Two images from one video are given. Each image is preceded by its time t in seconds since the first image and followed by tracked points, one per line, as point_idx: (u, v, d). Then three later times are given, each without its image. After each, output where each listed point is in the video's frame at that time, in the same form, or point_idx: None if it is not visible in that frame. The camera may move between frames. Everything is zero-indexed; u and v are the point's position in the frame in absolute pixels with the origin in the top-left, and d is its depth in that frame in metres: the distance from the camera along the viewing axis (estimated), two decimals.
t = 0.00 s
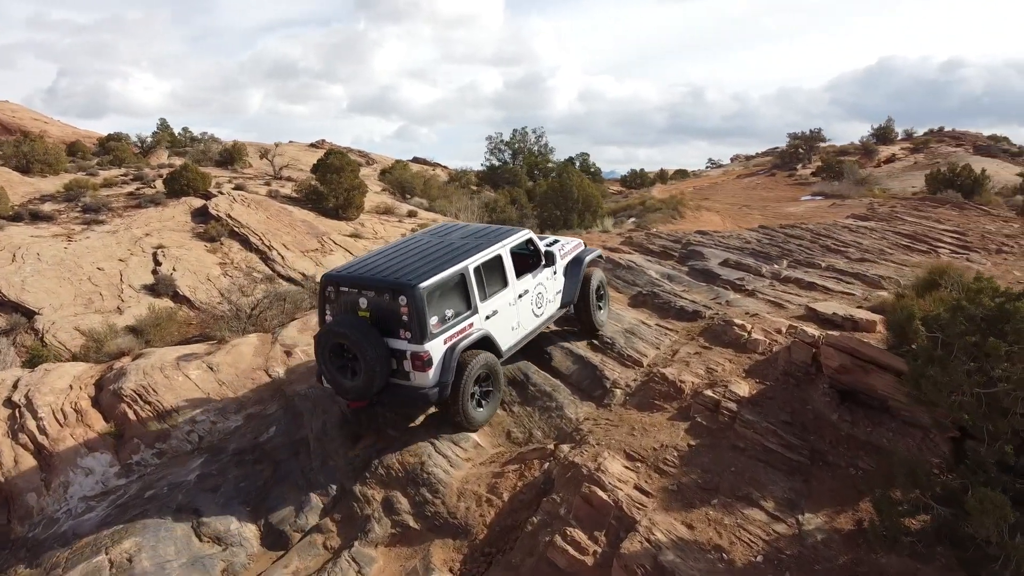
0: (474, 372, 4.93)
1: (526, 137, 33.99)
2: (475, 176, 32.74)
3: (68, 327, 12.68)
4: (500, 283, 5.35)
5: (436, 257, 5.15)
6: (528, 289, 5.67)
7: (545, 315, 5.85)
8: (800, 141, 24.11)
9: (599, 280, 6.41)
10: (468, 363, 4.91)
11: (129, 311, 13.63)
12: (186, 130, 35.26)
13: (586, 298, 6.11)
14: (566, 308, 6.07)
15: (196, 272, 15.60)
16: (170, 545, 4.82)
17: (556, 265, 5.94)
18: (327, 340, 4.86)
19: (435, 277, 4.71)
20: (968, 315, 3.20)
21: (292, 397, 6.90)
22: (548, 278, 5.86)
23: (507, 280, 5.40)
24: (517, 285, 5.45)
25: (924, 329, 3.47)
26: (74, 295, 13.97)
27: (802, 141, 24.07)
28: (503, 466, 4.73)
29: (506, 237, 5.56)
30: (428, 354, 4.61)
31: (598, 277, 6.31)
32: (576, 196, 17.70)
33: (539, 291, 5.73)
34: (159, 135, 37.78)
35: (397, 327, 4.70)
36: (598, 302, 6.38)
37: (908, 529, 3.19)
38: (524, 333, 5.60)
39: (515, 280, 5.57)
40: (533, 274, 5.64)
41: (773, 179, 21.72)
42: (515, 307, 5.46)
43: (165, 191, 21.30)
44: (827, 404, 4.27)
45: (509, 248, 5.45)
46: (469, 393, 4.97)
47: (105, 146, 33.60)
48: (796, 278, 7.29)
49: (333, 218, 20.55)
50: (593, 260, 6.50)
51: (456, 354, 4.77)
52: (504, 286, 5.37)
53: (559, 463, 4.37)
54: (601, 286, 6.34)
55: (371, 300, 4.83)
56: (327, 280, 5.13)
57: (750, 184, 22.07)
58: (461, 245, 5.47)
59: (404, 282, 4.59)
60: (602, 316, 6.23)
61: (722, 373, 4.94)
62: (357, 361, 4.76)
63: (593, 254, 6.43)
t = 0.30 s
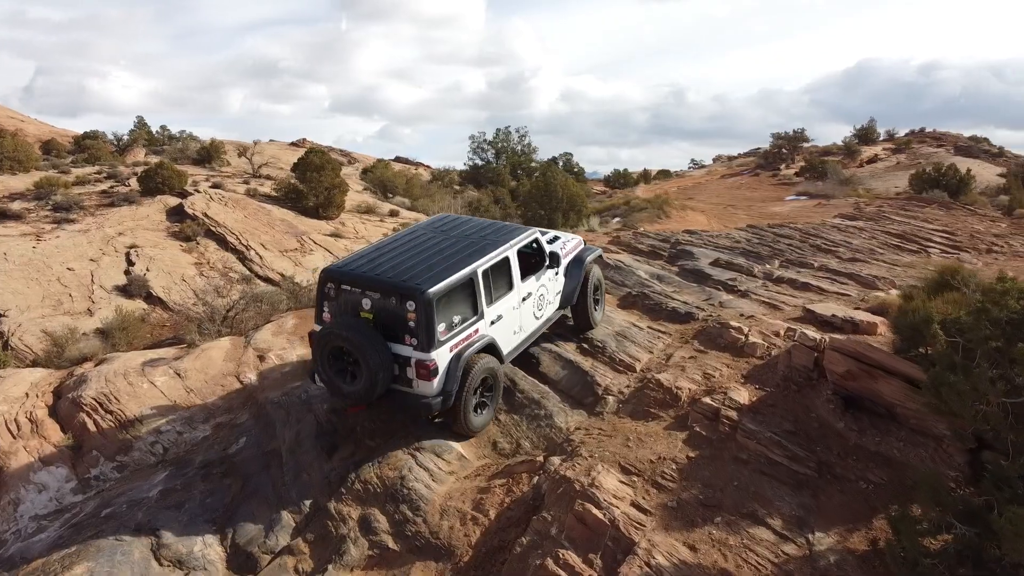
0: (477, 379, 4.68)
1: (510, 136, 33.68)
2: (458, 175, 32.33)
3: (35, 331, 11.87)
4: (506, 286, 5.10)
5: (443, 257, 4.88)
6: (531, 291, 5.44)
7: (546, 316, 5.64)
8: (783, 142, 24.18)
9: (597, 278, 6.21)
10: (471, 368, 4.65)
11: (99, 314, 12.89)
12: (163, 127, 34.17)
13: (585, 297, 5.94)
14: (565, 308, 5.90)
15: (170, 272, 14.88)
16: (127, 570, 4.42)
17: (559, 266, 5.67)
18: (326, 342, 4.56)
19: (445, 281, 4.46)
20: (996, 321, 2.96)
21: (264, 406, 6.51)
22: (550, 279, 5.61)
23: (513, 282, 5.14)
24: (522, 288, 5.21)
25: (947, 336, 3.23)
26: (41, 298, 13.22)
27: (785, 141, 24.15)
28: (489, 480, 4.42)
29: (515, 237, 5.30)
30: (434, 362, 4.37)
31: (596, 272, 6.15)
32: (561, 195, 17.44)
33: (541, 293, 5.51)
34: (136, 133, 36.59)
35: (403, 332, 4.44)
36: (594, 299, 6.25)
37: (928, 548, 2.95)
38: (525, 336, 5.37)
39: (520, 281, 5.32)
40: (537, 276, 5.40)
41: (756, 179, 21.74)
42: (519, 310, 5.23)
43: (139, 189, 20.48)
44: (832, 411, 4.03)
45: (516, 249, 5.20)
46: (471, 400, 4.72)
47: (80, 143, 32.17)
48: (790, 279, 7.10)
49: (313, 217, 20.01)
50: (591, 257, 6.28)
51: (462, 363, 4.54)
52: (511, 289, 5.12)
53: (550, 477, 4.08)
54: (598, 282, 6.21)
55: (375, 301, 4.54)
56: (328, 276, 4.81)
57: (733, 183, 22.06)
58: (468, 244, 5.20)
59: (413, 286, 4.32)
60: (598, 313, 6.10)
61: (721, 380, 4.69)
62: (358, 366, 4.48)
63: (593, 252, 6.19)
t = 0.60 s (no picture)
0: (478, 374, 4.48)
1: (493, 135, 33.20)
2: (440, 175, 31.89)
3: None
4: (510, 281, 4.92)
5: (448, 247, 4.70)
6: (533, 287, 5.25)
7: (547, 314, 5.44)
8: (766, 142, 24.23)
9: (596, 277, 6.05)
10: (473, 363, 4.46)
11: (66, 316, 12.25)
12: (140, 125, 33.13)
13: (583, 295, 5.77)
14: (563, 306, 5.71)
15: (142, 273, 14.22)
16: None
17: (561, 263, 5.51)
18: (325, 330, 4.34)
19: (452, 273, 4.29)
20: None
21: (233, 416, 6.10)
22: (552, 276, 5.45)
23: (517, 278, 4.96)
24: (526, 283, 5.03)
25: (975, 345, 2.99)
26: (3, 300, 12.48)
27: (768, 142, 24.20)
28: (475, 499, 4.08)
29: (519, 230, 5.14)
30: (437, 356, 4.17)
31: (596, 271, 5.99)
32: (545, 195, 17.17)
33: (542, 290, 5.32)
34: (111, 131, 35.42)
35: (405, 324, 4.25)
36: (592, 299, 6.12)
37: None
38: (526, 333, 5.18)
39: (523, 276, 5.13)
40: (539, 272, 5.22)
41: (740, 179, 21.75)
42: (521, 306, 5.04)
43: (111, 187, 19.64)
44: (840, 421, 3.79)
45: (521, 243, 5.03)
46: (472, 396, 4.50)
47: (54, 140, 30.99)
48: (784, 279, 6.92)
49: (291, 216, 19.43)
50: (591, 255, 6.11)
51: (465, 357, 4.34)
52: (514, 284, 4.94)
53: (541, 494, 3.77)
54: (598, 281, 6.05)
55: (378, 290, 4.35)
56: (328, 262, 4.59)
57: (717, 183, 22.04)
58: (472, 235, 5.02)
59: (420, 277, 4.15)
60: (594, 313, 5.94)
61: (721, 388, 4.41)
62: (359, 358, 4.27)
63: (594, 251, 6.01)
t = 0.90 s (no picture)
0: (474, 362, 4.25)
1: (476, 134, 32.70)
2: (423, 174, 31.40)
3: None
4: (504, 270, 4.72)
5: (437, 233, 4.50)
6: (529, 279, 5.05)
7: (543, 308, 5.23)
8: (750, 142, 24.26)
9: (593, 275, 5.86)
10: (468, 351, 4.22)
11: (30, 319, 11.52)
12: (116, 122, 32.01)
13: (580, 294, 5.57)
14: (559, 303, 5.49)
15: (114, 274, 13.53)
16: None
17: (556, 255, 5.33)
18: (310, 320, 4.10)
19: (441, 255, 4.08)
20: None
21: (200, 429, 5.62)
22: (548, 269, 5.25)
23: (510, 266, 4.77)
24: (521, 272, 4.84)
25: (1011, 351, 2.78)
26: None
27: (752, 141, 24.24)
28: (462, 522, 3.74)
29: (511, 217, 4.96)
30: (430, 341, 3.95)
31: (594, 270, 5.82)
32: (530, 194, 16.88)
33: (538, 282, 5.12)
34: (85, 128, 34.21)
35: (395, 309, 4.02)
36: (590, 298, 5.91)
37: None
38: (522, 326, 4.97)
39: (518, 266, 4.93)
40: (535, 263, 5.03)
41: (724, 178, 21.72)
42: (516, 297, 4.84)
43: (83, 185, 18.79)
44: (854, 434, 3.54)
45: (515, 230, 4.84)
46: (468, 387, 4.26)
47: (25, 139, 29.80)
48: (780, 280, 6.72)
49: (270, 216, 18.84)
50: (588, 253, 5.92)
51: (459, 344, 4.12)
52: (508, 272, 4.74)
53: (535, 519, 3.44)
54: (596, 281, 5.88)
55: (365, 276, 4.12)
56: (312, 251, 4.36)
57: (701, 183, 21.99)
58: (462, 222, 4.83)
59: (408, 258, 3.93)
60: (592, 313, 5.72)
61: (724, 398, 4.14)
62: (347, 347, 4.03)
63: (589, 246, 5.82)
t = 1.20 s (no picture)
0: (471, 350, 4.03)
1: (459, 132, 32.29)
2: (405, 173, 30.86)
3: None
4: (500, 258, 4.49)
5: (429, 218, 4.30)
6: (527, 270, 4.81)
7: (542, 303, 4.96)
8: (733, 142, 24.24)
9: (593, 274, 5.61)
10: (464, 338, 4.00)
11: None
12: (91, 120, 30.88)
13: (579, 293, 5.33)
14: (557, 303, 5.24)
15: (83, 275, 12.83)
16: None
17: (553, 249, 5.10)
18: (297, 306, 3.86)
19: (434, 235, 3.88)
20: None
21: (160, 444, 5.15)
22: (545, 262, 5.00)
23: (507, 255, 4.54)
24: (518, 261, 4.61)
25: None
26: None
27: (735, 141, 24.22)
28: (447, 550, 3.39)
29: (506, 205, 4.77)
30: (424, 324, 3.73)
31: (594, 268, 5.58)
32: (514, 193, 16.56)
33: (536, 274, 4.87)
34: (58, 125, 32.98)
35: (386, 293, 3.80)
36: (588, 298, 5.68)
37: None
38: (521, 319, 4.71)
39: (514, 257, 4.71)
40: (532, 253, 4.80)
41: (708, 178, 21.65)
42: (513, 287, 4.59)
43: (53, 183, 17.91)
44: (870, 449, 3.29)
45: (511, 218, 4.63)
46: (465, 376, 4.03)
47: None
48: (775, 282, 6.49)
49: (247, 215, 18.20)
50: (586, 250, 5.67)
51: (454, 329, 3.90)
52: (505, 261, 4.51)
53: (528, 550, 3.10)
54: (597, 280, 5.64)
55: (354, 259, 3.90)
56: (297, 237, 4.13)
57: (686, 182, 21.90)
58: (455, 210, 4.62)
59: (399, 238, 3.73)
60: (591, 313, 5.48)
61: (728, 410, 3.86)
62: (337, 333, 3.79)
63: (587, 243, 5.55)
